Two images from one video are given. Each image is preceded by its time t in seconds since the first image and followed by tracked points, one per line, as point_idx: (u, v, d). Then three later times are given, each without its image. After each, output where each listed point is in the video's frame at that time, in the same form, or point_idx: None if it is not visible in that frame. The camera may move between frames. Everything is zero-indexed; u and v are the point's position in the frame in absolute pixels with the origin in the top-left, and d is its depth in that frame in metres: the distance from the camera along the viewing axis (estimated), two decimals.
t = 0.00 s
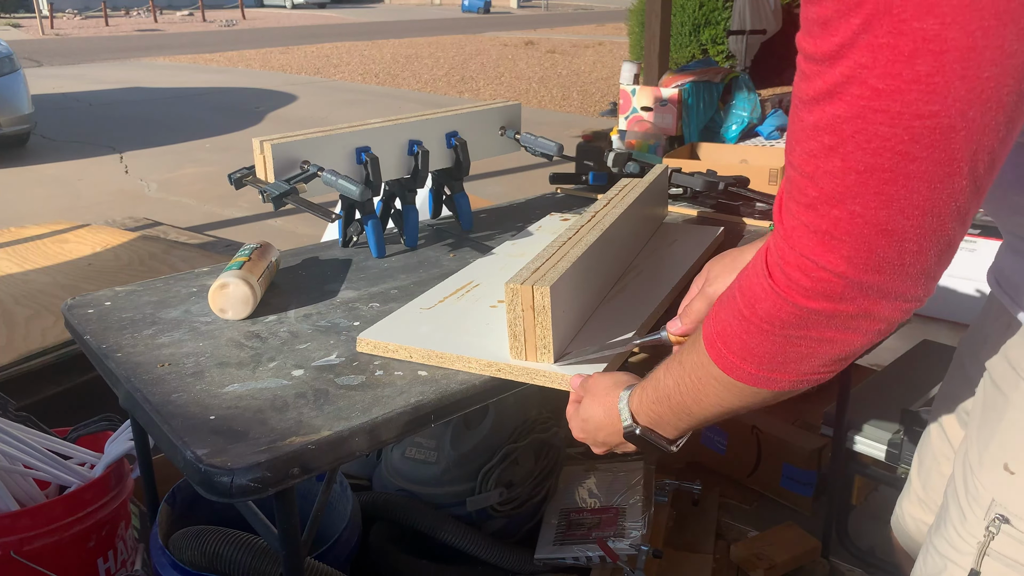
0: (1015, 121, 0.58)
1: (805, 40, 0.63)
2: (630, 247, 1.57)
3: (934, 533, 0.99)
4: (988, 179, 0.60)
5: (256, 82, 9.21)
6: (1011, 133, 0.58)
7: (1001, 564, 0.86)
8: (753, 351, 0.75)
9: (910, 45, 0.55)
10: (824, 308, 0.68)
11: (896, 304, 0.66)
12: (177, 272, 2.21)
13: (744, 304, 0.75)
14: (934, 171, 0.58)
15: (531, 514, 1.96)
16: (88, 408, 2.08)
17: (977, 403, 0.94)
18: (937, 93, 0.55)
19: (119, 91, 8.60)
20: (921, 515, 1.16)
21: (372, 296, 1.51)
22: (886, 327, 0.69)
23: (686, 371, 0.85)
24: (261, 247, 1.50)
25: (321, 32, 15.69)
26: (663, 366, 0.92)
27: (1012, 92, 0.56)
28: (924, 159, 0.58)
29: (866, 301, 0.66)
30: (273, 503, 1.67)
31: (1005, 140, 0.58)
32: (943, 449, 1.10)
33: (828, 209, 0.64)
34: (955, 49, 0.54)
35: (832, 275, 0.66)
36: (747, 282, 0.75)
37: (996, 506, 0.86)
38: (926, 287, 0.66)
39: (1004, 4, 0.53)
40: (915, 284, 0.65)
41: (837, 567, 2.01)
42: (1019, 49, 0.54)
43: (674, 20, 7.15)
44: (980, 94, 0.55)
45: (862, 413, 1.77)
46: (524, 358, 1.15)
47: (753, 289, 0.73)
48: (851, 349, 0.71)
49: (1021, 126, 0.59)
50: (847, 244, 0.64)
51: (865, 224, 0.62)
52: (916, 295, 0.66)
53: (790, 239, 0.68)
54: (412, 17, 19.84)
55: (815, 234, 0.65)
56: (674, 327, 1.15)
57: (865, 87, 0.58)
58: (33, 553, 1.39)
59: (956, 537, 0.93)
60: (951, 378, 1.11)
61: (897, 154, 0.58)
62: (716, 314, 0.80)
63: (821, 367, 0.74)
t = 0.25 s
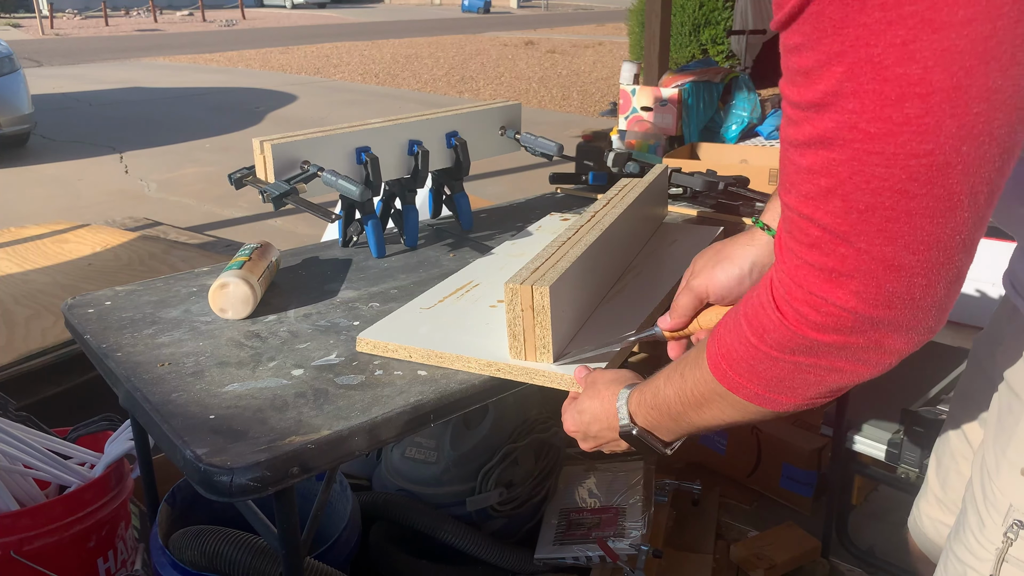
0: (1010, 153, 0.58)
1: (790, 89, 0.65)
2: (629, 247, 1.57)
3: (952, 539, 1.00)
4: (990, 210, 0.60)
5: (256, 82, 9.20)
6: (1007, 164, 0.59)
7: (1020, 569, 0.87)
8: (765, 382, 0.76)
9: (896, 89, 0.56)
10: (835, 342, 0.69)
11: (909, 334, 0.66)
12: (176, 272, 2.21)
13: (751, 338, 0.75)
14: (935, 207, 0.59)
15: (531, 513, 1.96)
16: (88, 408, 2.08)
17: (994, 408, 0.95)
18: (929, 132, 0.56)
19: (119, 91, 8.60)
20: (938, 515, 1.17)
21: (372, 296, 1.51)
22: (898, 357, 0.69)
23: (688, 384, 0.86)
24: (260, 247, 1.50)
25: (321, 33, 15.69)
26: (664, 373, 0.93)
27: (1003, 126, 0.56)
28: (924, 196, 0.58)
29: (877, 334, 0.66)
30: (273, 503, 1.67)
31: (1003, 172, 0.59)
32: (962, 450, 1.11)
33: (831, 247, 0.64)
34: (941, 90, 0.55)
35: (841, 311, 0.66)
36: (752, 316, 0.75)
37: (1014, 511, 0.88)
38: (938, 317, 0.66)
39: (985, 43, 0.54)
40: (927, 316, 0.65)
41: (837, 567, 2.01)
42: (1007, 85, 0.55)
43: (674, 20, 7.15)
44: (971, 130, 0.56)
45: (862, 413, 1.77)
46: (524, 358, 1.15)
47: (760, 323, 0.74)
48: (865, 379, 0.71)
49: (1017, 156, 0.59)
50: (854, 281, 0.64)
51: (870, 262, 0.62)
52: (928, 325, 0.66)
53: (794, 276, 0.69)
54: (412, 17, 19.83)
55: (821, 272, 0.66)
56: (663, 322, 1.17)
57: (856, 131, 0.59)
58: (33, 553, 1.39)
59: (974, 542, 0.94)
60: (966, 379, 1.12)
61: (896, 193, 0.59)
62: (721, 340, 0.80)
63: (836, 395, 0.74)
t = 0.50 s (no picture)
0: (997, 148, 0.59)
1: (775, 101, 0.66)
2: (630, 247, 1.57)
3: (956, 541, 1.01)
4: (983, 207, 0.61)
5: (256, 82, 9.20)
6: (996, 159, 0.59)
7: None
8: (770, 389, 0.76)
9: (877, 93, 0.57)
10: (838, 347, 0.68)
11: (913, 334, 0.66)
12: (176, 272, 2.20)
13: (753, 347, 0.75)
14: (928, 206, 0.59)
15: (531, 514, 1.96)
16: (88, 408, 2.08)
17: (997, 411, 0.96)
18: (914, 133, 0.57)
19: (119, 91, 8.59)
20: (935, 514, 1.18)
21: (372, 296, 1.51)
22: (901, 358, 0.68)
23: (691, 389, 0.86)
24: (261, 247, 1.50)
25: (321, 33, 15.68)
26: (669, 377, 0.92)
27: (988, 121, 0.57)
28: (915, 196, 0.59)
29: (880, 336, 0.66)
30: (273, 504, 1.67)
31: (991, 168, 0.59)
32: (961, 450, 1.11)
33: (829, 253, 0.64)
34: (921, 91, 0.56)
35: (843, 316, 0.66)
36: (754, 326, 0.75)
37: (1018, 514, 0.88)
38: (939, 315, 0.66)
39: (961, 41, 0.55)
40: (929, 315, 0.65)
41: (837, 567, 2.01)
42: (986, 81, 0.56)
43: (674, 19, 7.15)
44: (956, 128, 0.57)
45: (862, 413, 1.77)
46: (524, 358, 1.15)
47: (762, 332, 0.74)
48: (871, 381, 0.71)
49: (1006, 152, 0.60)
50: (853, 286, 0.64)
51: (868, 265, 0.62)
52: (931, 324, 0.66)
53: (794, 284, 0.69)
54: (412, 17, 19.83)
55: (819, 279, 0.66)
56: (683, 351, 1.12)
57: (842, 137, 0.59)
58: (33, 553, 1.39)
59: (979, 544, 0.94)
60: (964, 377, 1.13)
61: (888, 196, 0.59)
62: (723, 349, 0.80)
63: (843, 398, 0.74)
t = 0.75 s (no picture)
0: (1003, 133, 0.59)
1: (781, 94, 0.66)
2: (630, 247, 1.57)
3: (953, 535, 1.01)
4: (990, 192, 0.61)
5: (256, 82, 9.19)
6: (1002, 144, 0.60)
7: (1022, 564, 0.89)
8: (781, 382, 0.76)
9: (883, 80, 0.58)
10: (850, 336, 0.69)
11: (925, 322, 0.67)
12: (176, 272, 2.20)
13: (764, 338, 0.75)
14: (937, 192, 0.60)
15: (531, 514, 1.96)
16: (88, 408, 2.08)
17: (995, 405, 0.96)
18: (921, 119, 0.58)
19: (119, 91, 8.59)
20: (927, 509, 1.17)
21: (372, 296, 1.51)
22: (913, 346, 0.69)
23: (700, 384, 0.87)
24: (261, 247, 1.50)
25: (321, 32, 15.67)
26: (675, 374, 0.93)
27: (994, 105, 0.58)
28: (924, 182, 0.59)
29: (891, 324, 0.67)
30: (273, 503, 1.68)
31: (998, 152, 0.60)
32: (954, 445, 1.11)
33: (839, 242, 0.65)
34: (927, 77, 0.57)
35: (855, 305, 0.66)
36: (765, 319, 0.76)
37: (1015, 507, 0.89)
38: (950, 302, 0.66)
39: (965, 27, 0.56)
40: (940, 301, 0.65)
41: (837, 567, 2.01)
42: (990, 66, 0.57)
43: (674, 19, 7.15)
44: (962, 113, 0.57)
45: (862, 413, 1.77)
46: (523, 358, 1.14)
47: (773, 324, 0.74)
48: (883, 371, 0.72)
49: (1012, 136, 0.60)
50: (864, 274, 0.65)
51: (878, 252, 0.63)
52: (943, 311, 0.66)
53: (804, 275, 0.69)
54: (412, 17, 19.82)
55: (830, 269, 0.67)
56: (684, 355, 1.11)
57: (850, 125, 0.60)
58: (33, 553, 1.39)
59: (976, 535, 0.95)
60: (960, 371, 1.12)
61: (897, 181, 0.60)
62: (732, 344, 0.81)
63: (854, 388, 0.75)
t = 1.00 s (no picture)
0: (1014, 131, 0.60)
1: (792, 91, 0.67)
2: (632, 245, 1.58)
3: (948, 530, 1.01)
4: (1001, 188, 0.62)
5: (256, 82, 9.18)
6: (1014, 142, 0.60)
7: (1014, 558, 0.89)
8: (792, 379, 0.77)
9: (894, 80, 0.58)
10: (861, 332, 0.70)
11: (936, 317, 0.68)
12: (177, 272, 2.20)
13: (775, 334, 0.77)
14: (948, 190, 0.60)
15: (531, 513, 1.96)
16: (88, 408, 2.08)
17: (985, 398, 0.96)
18: (932, 118, 0.58)
19: (119, 91, 8.58)
20: (920, 504, 1.18)
21: (372, 296, 1.51)
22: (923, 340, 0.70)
23: (711, 383, 0.87)
24: (260, 247, 1.50)
25: (322, 32, 15.67)
26: (687, 371, 0.93)
27: (1006, 104, 0.58)
28: (935, 180, 0.60)
29: (901, 320, 0.68)
30: (273, 503, 1.67)
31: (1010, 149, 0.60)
32: (946, 439, 1.12)
33: (850, 239, 0.66)
34: (939, 77, 0.57)
35: (865, 302, 0.67)
36: (776, 315, 0.77)
37: (1007, 501, 0.89)
38: (961, 298, 0.67)
39: (978, 27, 0.56)
40: (951, 297, 0.66)
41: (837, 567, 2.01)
42: (1003, 66, 0.57)
43: (674, 19, 7.14)
44: (974, 113, 0.58)
45: (862, 413, 1.77)
46: (533, 356, 1.15)
47: (785, 321, 0.75)
48: (894, 366, 0.73)
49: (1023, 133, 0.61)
50: (875, 271, 0.66)
51: (890, 250, 0.64)
52: (954, 306, 0.67)
53: (816, 272, 0.70)
54: (412, 17, 19.81)
55: (842, 266, 0.67)
56: (672, 312, 1.16)
57: (861, 124, 0.61)
58: (33, 553, 1.39)
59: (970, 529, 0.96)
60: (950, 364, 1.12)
61: (908, 179, 0.61)
62: (743, 340, 0.82)
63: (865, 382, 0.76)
